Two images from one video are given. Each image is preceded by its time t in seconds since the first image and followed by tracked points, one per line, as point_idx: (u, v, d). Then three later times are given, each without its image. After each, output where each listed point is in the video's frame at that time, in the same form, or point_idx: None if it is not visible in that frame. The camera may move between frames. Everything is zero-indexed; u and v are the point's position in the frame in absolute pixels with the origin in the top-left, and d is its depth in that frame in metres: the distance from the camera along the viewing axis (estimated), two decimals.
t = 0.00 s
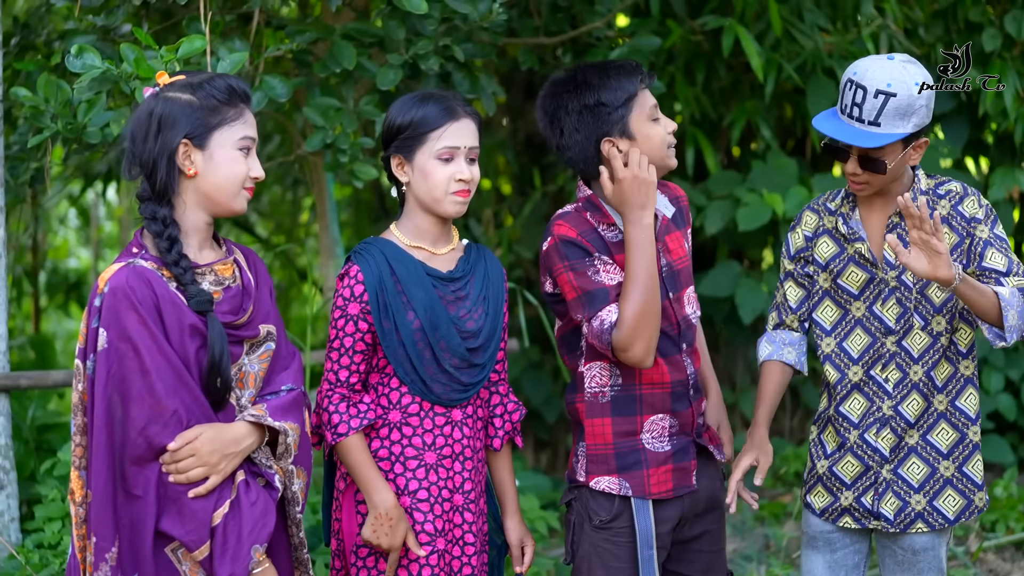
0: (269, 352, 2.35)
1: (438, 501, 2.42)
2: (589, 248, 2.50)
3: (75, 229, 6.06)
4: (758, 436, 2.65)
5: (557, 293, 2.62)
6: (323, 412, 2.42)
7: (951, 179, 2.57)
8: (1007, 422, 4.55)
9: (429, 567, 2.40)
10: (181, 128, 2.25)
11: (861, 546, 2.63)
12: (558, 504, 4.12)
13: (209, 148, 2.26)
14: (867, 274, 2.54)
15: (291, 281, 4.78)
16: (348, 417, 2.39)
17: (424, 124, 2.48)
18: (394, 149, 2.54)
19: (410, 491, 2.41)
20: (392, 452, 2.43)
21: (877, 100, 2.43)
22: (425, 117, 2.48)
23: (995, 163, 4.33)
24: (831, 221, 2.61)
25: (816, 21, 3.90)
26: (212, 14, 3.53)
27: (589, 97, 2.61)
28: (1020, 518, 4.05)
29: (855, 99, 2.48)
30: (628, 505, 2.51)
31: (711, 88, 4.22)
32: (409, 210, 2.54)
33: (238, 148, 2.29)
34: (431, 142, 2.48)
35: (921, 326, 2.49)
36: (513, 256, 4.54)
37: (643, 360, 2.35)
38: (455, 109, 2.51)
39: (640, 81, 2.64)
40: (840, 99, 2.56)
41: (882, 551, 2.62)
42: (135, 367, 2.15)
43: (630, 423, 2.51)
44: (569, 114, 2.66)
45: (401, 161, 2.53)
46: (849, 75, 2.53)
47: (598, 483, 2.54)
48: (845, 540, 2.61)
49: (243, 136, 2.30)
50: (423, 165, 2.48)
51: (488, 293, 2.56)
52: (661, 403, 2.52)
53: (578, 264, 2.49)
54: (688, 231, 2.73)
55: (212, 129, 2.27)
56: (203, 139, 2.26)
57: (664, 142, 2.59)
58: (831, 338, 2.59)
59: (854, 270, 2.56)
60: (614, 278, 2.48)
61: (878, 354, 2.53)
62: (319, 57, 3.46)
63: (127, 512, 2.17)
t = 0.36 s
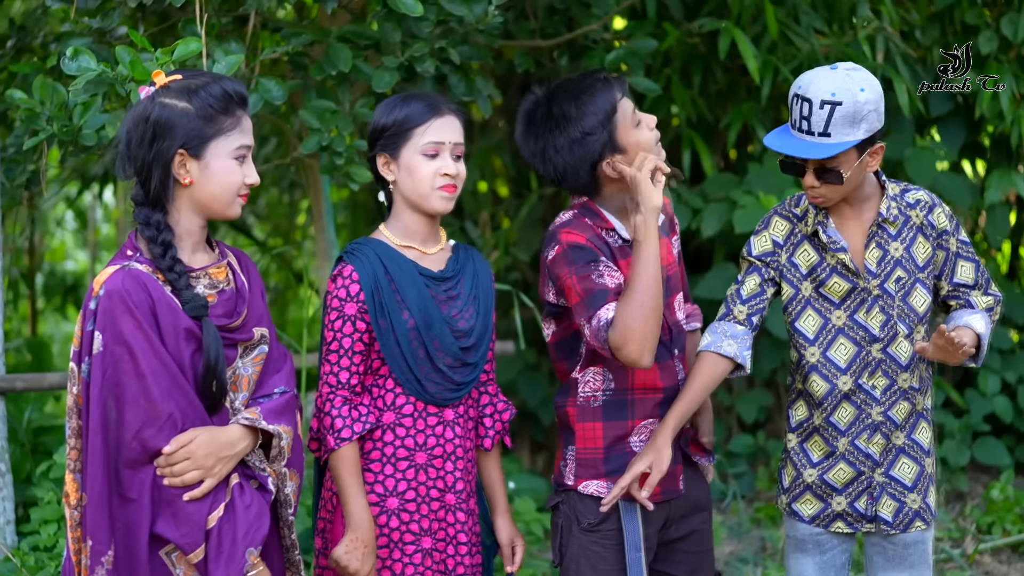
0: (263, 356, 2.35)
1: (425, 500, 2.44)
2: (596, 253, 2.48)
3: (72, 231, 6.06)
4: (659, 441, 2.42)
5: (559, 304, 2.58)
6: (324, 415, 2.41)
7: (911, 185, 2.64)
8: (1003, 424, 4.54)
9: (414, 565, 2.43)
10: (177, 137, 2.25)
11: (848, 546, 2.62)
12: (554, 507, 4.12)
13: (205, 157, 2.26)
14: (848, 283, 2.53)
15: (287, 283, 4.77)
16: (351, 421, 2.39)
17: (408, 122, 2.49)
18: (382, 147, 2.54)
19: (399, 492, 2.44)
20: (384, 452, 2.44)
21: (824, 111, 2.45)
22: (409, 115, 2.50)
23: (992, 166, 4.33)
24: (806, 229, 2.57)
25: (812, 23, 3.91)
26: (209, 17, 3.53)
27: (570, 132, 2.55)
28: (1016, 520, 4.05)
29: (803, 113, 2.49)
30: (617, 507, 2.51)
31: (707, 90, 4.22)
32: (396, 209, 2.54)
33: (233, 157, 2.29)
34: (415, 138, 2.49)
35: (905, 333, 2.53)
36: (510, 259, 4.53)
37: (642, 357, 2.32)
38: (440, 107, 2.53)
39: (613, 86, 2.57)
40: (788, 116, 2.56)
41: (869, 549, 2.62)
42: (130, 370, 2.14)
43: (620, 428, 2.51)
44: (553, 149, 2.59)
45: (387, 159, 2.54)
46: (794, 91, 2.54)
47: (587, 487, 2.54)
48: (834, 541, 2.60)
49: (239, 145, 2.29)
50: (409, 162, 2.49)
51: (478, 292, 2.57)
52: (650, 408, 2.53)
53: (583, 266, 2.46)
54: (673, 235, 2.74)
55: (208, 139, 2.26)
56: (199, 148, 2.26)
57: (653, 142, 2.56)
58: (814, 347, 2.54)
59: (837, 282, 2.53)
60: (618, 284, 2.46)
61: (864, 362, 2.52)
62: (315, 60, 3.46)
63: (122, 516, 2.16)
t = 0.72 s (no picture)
0: (260, 362, 2.34)
1: (409, 501, 2.45)
2: (597, 269, 2.48)
3: (71, 236, 6.06)
4: (665, 441, 2.42)
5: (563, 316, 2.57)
6: (311, 418, 2.41)
7: (926, 196, 2.62)
8: (1002, 430, 4.54)
9: (395, 565, 2.45)
10: (177, 143, 2.24)
11: (845, 552, 2.62)
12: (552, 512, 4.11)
13: (204, 165, 2.26)
14: (852, 289, 2.53)
15: (285, 289, 4.77)
16: (338, 425, 2.40)
17: (394, 125, 2.49)
18: (366, 148, 2.53)
19: (383, 494, 2.44)
20: (369, 455, 2.43)
21: (844, 110, 2.46)
22: (394, 119, 2.49)
23: (990, 171, 4.33)
24: (814, 231, 2.58)
25: (811, 29, 3.92)
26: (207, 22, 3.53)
27: (561, 157, 2.54)
28: (1015, 526, 4.04)
29: (823, 108, 2.50)
30: (615, 513, 2.51)
31: (706, 96, 4.22)
32: (377, 211, 2.54)
33: (233, 165, 2.28)
34: (402, 141, 2.49)
35: (905, 344, 2.52)
36: (508, 264, 4.53)
37: (641, 384, 2.35)
38: (426, 110, 2.52)
39: (603, 104, 2.54)
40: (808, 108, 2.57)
41: (864, 556, 2.62)
42: (129, 378, 2.14)
43: (620, 435, 2.51)
44: (545, 173, 2.58)
45: (371, 161, 2.53)
46: (818, 85, 2.54)
47: (586, 492, 2.53)
48: (829, 549, 2.60)
49: (238, 152, 2.29)
50: (393, 164, 2.49)
51: (460, 293, 2.58)
52: (650, 415, 2.52)
53: (583, 285, 2.46)
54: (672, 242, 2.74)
55: (207, 146, 2.26)
56: (198, 155, 2.25)
57: (647, 155, 2.55)
58: (812, 351, 2.55)
59: (842, 286, 2.54)
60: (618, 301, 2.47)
61: (861, 371, 2.52)
62: (312, 65, 3.46)
63: (118, 523, 2.16)
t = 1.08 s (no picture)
0: (259, 364, 2.32)
1: (394, 505, 2.45)
2: (589, 270, 2.48)
3: (69, 239, 6.05)
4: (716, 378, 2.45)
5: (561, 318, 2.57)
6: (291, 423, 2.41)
7: (962, 205, 2.56)
8: (1001, 432, 4.53)
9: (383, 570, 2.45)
10: (172, 144, 2.24)
11: (850, 558, 2.62)
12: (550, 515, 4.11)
13: (199, 166, 2.25)
14: (870, 290, 2.54)
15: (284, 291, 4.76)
16: (320, 430, 2.40)
17: (380, 131, 2.48)
18: (349, 150, 2.51)
19: (367, 498, 2.44)
20: (351, 459, 2.44)
21: (864, 84, 2.49)
22: (376, 125, 2.48)
23: (989, 173, 4.33)
24: (839, 229, 2.60)
25: (809, 30, 3.92)
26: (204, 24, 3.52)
27: (555, 157, 2.54)
28: (1014, 528, 4.04)
29: (845, 87, 2.54)
30: (624, 513, 2.50)
31: (704, 97, 4.22)
32: (354, 215, 2.54)
33: (228, 166, 2.28)
34: (387, 150, 2.48)
35: (918, 354, 2.50)
36: (507, 266, 4.53)
37: (617, 376, 2.31)
38: (409, 117, 2.52)
39: (598, 106, 2.53)
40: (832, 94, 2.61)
41: (869, 563, 2.62)
42: (128, 380, 2.13)
43: (626, 437, 2.50)
44: (539, 172, 2.58)
45: (353, 163, 2.51)
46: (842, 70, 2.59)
47: (595, 496, 2.52)
48: (835, 553, 2.60)
49: (234, 153, 2.29)
50: (376, 170, 2.48)
51: (437, 295, 2.59)
52: (655, 417, 2.51)
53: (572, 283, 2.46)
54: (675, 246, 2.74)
55: (203, 147, 2.26)
56: (193, 157, 2.25)
57: (643, 158, 2.53)
58: (823, 349, 2.57)
59: (859, 286, 2.55)
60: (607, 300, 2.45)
61: (871, 376, 2.52)
62: (310, 67, 3.46)
63: (118, 526, 2.15)
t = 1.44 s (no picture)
0: (259, 367, 2.31)
1: (374, 518, 2.45)
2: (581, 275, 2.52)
3: (66, 242, 6.04)
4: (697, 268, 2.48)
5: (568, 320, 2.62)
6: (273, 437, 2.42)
7: (977, 213, 2.55)
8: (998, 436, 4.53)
9: None
10: (170, 147, 2.23)
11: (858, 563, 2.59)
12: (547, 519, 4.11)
13: (197, 169, 2.25)
14: (877, 299, 2.55)
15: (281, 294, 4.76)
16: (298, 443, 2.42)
17: (368, 140, 2.48)
18: (339, 158, 2.50)
19: (347, 509, 2.44)
20: (330, 470, 2.45)
21: (839, 98, 2.50)
22: (360, 134, 2.49)
23: (986, 177, 4.33)
24: (851, 231, 2.62)
25: (806, 35, 3.93)
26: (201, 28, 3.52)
27: (557, 160, 2.60)
28: (1011, 532, 4.04)
29: (828, 97, 2.55)
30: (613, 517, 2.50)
31: (702, 101, 4.22)
32: (338, 225, 2.54)
33: (226, 168, 2.28)
34: (379, 156, 2.49)
35: (927, 365, 2.50)
36: (504, 270, 4.53)
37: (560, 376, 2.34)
38: (394, 125, 2.53)
39: (603, 109, 2.57)
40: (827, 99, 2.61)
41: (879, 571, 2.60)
42: (127, 382, 2.12)
43: (620, 443, 2.50)
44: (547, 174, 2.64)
45: (343, 172, 2.50)
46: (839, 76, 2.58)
47: (586, 498, 2.53)
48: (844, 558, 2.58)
49: (231, 156, 2.29)
50: (368, 178, 2.48)
51: (417, 305, 2.60)
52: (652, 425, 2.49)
53: (558, 283, 2.51)
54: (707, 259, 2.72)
55: (200, 149, 2.25)
56: (191, 159, 2.24)
57: (649, 157, 2.52)
58: (841, 351, 2.56)
59: (866, 293, 2.56)
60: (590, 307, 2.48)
61: (880, 384, 2.52)
62: (308, 71, 3.46)
63: (117, 528, 2.15)
